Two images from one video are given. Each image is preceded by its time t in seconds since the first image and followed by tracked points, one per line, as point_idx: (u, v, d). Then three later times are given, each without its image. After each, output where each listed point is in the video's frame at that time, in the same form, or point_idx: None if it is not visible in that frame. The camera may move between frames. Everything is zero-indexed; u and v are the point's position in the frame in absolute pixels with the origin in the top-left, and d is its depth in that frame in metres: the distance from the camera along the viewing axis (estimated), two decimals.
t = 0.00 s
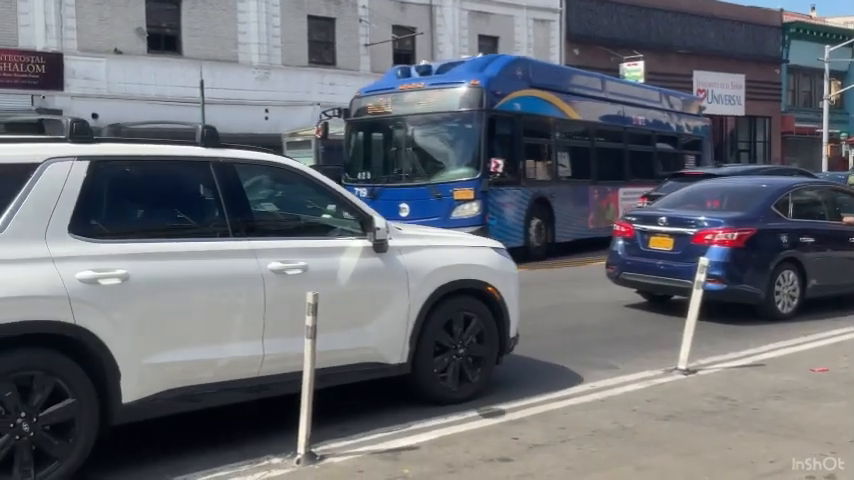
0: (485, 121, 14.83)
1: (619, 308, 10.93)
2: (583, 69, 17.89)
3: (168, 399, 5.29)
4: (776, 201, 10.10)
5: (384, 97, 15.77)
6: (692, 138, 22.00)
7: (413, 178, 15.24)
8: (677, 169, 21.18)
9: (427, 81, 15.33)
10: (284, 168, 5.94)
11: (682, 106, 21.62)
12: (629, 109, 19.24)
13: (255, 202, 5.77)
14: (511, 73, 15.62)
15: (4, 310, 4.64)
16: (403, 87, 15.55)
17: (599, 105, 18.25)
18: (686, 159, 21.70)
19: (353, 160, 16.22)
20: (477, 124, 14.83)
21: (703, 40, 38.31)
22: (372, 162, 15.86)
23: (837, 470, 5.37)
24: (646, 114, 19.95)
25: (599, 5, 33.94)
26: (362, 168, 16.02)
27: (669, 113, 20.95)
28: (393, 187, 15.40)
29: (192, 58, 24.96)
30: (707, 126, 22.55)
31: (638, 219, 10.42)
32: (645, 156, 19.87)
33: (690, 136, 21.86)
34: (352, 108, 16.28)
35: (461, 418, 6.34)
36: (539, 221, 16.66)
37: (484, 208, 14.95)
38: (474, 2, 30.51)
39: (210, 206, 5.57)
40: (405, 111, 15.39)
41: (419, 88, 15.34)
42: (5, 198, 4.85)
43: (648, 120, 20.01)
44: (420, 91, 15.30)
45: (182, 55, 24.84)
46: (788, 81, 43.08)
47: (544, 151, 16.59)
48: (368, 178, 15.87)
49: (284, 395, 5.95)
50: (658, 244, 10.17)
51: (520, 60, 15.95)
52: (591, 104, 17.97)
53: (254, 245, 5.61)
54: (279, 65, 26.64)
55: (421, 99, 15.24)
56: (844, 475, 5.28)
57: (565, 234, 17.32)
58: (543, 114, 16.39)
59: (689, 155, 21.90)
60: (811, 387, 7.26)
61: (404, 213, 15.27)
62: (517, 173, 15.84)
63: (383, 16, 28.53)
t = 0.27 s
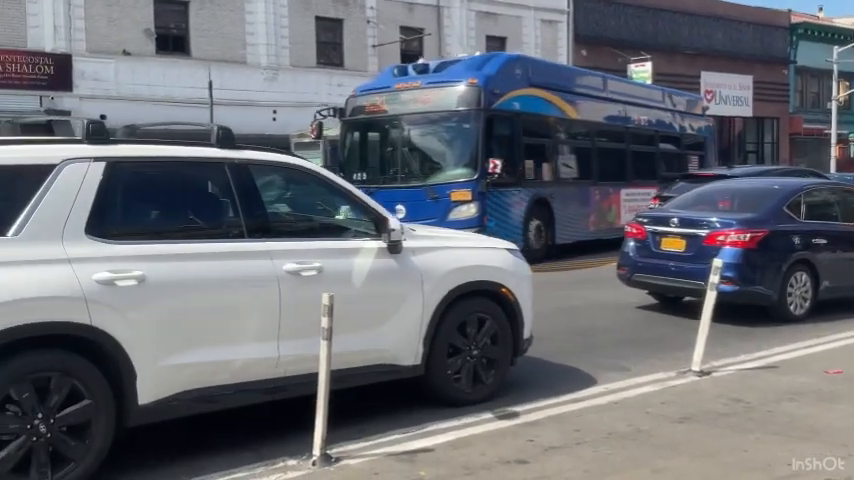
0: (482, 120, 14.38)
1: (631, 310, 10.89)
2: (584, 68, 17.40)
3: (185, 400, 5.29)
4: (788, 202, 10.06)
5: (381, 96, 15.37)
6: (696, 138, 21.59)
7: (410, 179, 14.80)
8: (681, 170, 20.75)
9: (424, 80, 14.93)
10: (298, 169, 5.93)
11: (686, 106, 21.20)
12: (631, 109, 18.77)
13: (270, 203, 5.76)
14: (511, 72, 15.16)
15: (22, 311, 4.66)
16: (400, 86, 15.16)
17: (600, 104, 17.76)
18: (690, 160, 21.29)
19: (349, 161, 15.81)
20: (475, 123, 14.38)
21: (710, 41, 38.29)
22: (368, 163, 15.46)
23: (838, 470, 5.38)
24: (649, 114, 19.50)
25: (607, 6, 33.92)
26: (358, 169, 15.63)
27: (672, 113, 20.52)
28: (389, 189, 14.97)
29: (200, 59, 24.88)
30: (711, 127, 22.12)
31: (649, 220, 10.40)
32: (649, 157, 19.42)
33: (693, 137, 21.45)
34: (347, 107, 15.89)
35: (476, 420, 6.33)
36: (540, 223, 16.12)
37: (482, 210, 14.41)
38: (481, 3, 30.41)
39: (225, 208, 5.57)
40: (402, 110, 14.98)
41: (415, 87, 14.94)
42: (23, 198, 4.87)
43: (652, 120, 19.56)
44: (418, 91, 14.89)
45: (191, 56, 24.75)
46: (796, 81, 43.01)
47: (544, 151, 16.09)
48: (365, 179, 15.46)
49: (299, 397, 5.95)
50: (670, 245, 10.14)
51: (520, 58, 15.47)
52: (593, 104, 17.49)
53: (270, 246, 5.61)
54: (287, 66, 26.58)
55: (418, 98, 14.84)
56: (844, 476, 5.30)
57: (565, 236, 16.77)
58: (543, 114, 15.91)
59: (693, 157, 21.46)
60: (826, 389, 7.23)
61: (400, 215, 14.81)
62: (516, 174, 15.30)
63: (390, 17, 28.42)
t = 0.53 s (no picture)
0: (481, 119, 13.75)
1: (644, 310, 10.85)
2: (586, 66, 16.76)
3: (204, 400, 5.29)
4: (802, 202, 10.03)
5: (376, 94, 14.65)
6: (700, 137, 21.03)
7: (406, 179, 14.09)
8: (685, 169, 20.17)
9: (420, 78, 14.28)
10: (313, 168, 5.93)
11: (690, 104, 20.62)
12: (634, 108, 18.15)
13: (286, 201, 5.76)
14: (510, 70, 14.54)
15: (42, 311, 4.67)
16: (396, 84, 14.48)
17: (602, 103, 17.15)
18: (694, 159, 20.75)
19: (341, 161, 15.03)
20: (474, 122, 13.75)
21: (719, 41, 38.17)
22: (362, 163, 14.70)
23: (837, 470, 5.37)
24: (652, 112, 18.89)
25: (616, 6, 33.84)
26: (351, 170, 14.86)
27: (675, 110, 19.92)
28: (384, 189, 14.23)
29: (209, 59, 24.24)
30: (715, 125, 21.57)
31: (662, 220, 10.37)
32: (652, 156, 18.84)
33: (697, 135, 20.87)
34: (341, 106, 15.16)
35: (492, 420, 6.31)
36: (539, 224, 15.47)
37: (480, 209, 13.77)
38: (490, 3, 30.04)
39: (242, 208, 5.56)
40: (399, 108, 14.29)
41: (412, 85, 14.27)
42: (43, 199, 4.88)
43: (655, 119, 18.95)
44: (414, 88, 14.23)
45: (200, 57, 24.10)
46: (805, 81, 42.88)
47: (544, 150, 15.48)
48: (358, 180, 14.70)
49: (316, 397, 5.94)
50: (683, 245, 10.10)
51: (520, 56, 14.84)
52: (594, 102, 16.85)
53: (286, 246, 5.60)
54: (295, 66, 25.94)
55: (415, 96, 14.17)
56: (844, 475, 5.28)
57: (566, 237, 16.13)
58: (543, 112, 15.29)
59: (698, 156, 20.89)
60: (842, 389, 7.21)
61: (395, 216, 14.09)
62: (515, 174, 14.66)
63: (398, 17, 27.81)
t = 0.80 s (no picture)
0: (479, 117, 13.34)
1: (658, 309, 10.82)
2: (588, 63, 16.35)
3: (222, 399, 5.30)
4: (817, 201, 9.99)
5: (372, 91, 14.17)
6: (705, 135, 20.60)
7: (403, 178, 13.66)
8: (690, 168, 19.75)
9: (417, 75, 13.83)
10: (330, 167, 5.93)
11: (696, 101, 20.16)
12: (637, 106, 17.72)
13: (302, 199, 5.76)
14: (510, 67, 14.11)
15: (62, 309, 4.70)
16: (392, 81, 14.02)
17: (605, 101, 16.72)
18: (700, 158, 20.33)
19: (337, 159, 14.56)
20: (472, 120, 13.33)
21: (730, 40, 38.04)
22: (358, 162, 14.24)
23: (838, 470, 5.34)
24: (656, 110, 18.47)
25: (625, 5, 33.73)
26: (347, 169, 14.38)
27: (679, 108, 19.49)
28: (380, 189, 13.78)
29: (220, 60, 24.03)
30: (722, 124, 21.18)
31: (676, 219, 10.33)
32: (656, 154, 18.41)
33: (703, 134, 20.43)
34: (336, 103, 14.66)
35: (508, 419, 6.30)
36: (539, 224, 15.02)
37: (477, 210, 13.39)
38: (500, 2, 29.82)
39: (258, 207, 5.56)
40: (397, 106, 13.84)
41: (409, 82, 13.83)
42: (62, 198, 4.90)
43: (658, 117, 18.53)
44: (411, 86, 13.77)
45: (211, 56, 23.90)
46: (816, 80, 42.73)
47: (543, 149, 15.04)
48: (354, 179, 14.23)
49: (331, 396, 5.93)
50: (697, 244, 10.07)
51: (521, 53, 14.43)
52: (597, 101, 16.42)
53: (304, 245, 5.60)
54: (306, 66, 25.67)
55: (412, 93, 13.72)
56: (844, 475, 5.26)
57: (567, 237, 15.67)
58: (543, 111, 14.88)
59: (704, 155, 20.48)
60: None
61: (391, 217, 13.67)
62: (514, 173, 14.25)
63: (409, 17, 27.46)
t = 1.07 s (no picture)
0: (475, 116, 12.98)
1: (674, 308, 10.79)
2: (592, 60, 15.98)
3: (239, 397, 5.30)
4: (834, 200, 9.93)
5: (369, 89, 13.95)
6: (716, 134, 20.16)
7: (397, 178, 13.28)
8: (699, 168, 19.31)
9: (413, 73, 13.54)
10: (347, 165, 5.93)
11: (705, 99, 19.72)
12: (643, 104, 17.32)
13: (318, 198, 5.75)
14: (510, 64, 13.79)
15: (82, 307, 4.72)
16: (389, 78, 13.76)
17: (610, 99, 16.34)
18: (710, 156, 19.88)
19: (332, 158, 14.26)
20: (467, 118, 12.98)
21: (744, 39, 37.87)
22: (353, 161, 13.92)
23: (836, 470, 5.32)
24: (663, 108, 18.07)
25: (638, 4, 33.60)
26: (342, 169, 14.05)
27: (687, 106, 19.06)
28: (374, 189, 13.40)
29: (233, 59, 24.03)
30: (733, 122, 20.79)
31: (692, 218, 10.29)
32: (664, 154, 18.03)
33: (713, 132, 20.00)
34: (333, 102, 14.43)
35: (525, 419, 6.27)
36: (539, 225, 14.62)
37: (473, 211, 13.01)
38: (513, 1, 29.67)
39: (275, 207, 5.56)
40: (393, 104, 13.57)
41: (405, 80, 13.55)
42: (82, 196, 4.92)
43: (666, 116, 18.13)
44: (407, 84, 13.49)
45: (224, 56, 23.90)
46: (831, 78, 42.55)
47: (545, 148, 14.69)
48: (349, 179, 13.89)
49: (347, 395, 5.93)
50: (713, 244, 10.02)
51: (521, 49, 14.08)
52: (601, 98, 16.04)
53: (321, 244, 5.60)
54: (319, 65, 25.63)
55: (408, 92, 13.43)
56: (844, 475, 5.23)
57: (568, 239, 15.26)
58: (544, 109, 14.51)
59: (714, 153, 20.10)
60: None
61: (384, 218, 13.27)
62: (512, 173, 13.90)
63: (421, 16, 27.38)
